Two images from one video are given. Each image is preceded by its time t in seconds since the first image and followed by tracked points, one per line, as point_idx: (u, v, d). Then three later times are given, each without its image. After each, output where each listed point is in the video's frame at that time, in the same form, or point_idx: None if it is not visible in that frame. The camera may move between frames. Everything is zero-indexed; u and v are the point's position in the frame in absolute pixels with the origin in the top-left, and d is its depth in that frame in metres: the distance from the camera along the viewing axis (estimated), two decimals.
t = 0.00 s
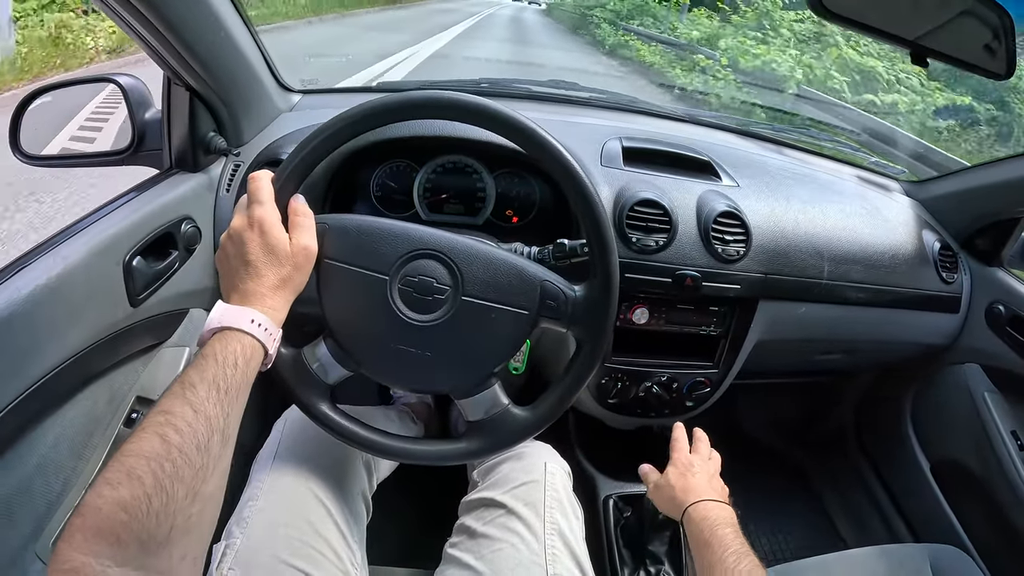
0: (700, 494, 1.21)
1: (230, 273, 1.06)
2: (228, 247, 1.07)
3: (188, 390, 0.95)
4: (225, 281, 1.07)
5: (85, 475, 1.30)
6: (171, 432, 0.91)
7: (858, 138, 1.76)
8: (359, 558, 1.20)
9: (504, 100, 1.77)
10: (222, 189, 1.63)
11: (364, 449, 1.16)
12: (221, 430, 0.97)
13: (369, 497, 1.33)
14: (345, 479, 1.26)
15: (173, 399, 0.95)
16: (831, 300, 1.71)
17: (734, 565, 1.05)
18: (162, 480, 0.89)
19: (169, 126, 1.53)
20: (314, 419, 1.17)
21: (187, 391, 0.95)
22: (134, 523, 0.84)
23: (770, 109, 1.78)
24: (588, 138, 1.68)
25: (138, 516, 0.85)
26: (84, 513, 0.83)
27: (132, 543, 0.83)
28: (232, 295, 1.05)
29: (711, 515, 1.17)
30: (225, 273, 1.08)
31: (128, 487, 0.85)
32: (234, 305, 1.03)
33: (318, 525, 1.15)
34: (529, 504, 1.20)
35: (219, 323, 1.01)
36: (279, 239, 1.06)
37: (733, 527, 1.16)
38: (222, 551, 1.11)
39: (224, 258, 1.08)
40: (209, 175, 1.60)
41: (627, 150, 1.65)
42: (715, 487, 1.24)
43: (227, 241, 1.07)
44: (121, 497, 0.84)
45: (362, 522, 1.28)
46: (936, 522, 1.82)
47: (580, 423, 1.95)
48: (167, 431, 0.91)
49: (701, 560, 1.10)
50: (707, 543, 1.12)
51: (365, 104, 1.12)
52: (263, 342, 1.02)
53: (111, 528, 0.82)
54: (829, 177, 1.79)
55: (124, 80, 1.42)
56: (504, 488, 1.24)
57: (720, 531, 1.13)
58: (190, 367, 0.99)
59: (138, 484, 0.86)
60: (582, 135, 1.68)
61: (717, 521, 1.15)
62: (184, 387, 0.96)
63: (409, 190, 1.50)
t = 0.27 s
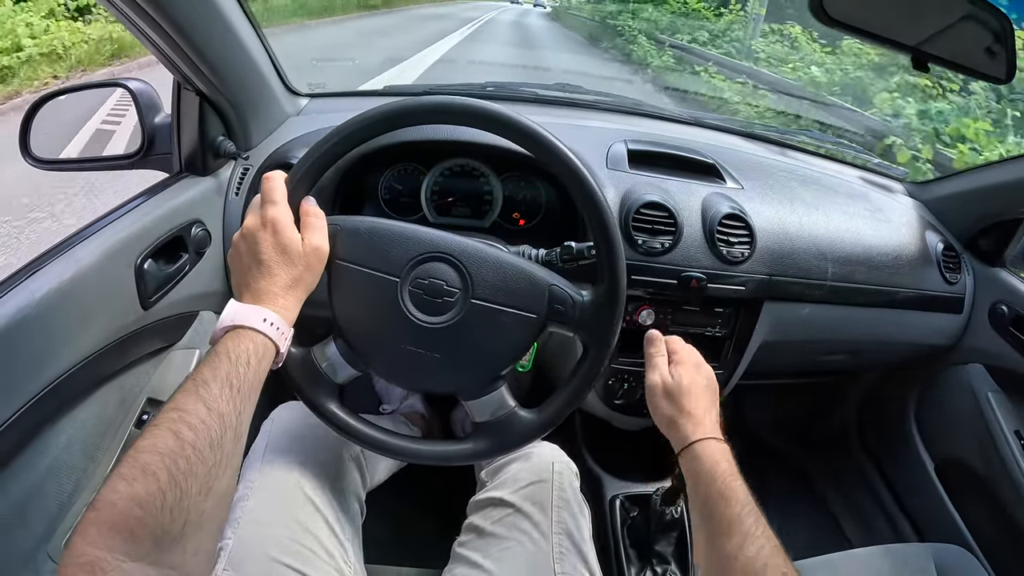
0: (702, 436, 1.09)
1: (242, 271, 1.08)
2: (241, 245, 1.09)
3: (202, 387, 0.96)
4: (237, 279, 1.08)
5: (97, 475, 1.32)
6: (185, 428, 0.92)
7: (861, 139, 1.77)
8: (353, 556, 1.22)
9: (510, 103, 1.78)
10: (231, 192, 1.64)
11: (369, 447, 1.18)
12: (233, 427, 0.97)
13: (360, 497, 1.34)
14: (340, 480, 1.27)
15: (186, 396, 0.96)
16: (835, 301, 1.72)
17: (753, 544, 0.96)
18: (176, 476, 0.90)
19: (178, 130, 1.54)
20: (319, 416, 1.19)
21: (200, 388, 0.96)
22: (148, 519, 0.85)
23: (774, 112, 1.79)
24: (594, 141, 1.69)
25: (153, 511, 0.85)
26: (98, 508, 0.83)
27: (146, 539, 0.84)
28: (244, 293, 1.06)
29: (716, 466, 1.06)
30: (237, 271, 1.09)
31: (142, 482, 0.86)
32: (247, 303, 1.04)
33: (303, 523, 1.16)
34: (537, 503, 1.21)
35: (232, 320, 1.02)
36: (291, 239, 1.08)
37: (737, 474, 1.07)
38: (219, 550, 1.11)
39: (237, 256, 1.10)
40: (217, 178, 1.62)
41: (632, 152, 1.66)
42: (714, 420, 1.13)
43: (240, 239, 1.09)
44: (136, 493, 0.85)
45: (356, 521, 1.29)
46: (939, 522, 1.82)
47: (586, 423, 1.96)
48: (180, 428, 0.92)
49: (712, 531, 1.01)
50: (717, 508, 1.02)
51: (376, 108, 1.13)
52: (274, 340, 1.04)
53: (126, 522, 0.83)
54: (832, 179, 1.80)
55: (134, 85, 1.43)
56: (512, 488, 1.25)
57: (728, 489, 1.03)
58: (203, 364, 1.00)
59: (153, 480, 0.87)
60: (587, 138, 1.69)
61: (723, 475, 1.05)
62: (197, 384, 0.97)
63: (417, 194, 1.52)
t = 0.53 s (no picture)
0: (632, 347, 1.05)
1: (246, 267, 1.09)
2: (245, 241, 1.10)
3: (205, 383, 0.96)
4: (241, 275, 1.09)
5: (99, 474, 1.32)
6: (189, 423, 0.91)
7: (864, 139, 1.76)
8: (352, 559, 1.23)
9: (513, 103, 1.79)
10: (234, 192, 1.64)
11: (370, 445, 1.18)
12: (238, 423, 0.96)
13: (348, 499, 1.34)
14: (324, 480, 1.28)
15: (189, 391, 0.95)
16: (838, 301, 1.72)
17: (688, 462, 0.92)
18: (180, 471, 0.88)
19: (182, 131, 1.55)
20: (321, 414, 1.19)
21: (204, 383, 0.95)
22: (152, 513, 0.83)
23: (776, 112, 1.79)
24: (596, 141, 1.69)
25: (157, 506, 0.84)
26: (101, 503, 0.81)
27: (148, 531, 0.82)
28: (247, 290, 1.07)
29: (647, 380, 1.02)
30: (241, 267, 1.10)
31: (146, 476, 0.85)
32: (250, 300, 1.05)
33: (307, 527, 1.17)
34: (541, 502, 1.22)
35: (236, 316, 1.03)
36: (296, 237, 1.09)
37: (667, 385, 1.03)
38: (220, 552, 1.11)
39: (241, 252, 1.11)
40: (221, 178, 1.63)
41: (634, 153, 1.66)
42: (647, 331, 1.08)
43: (244, 236, 1.10)
44: (139, 487, 0.83)
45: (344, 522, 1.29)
46: (943, 522, 1.82)
47: (589, 423, 1.96)
48: (184, 423, 0.91)
49: (645, 450, 0.96)
50: (651, 426, 0.98)
51: (378, 108, 1.13)
52: (278, 337, 1.04)
53: (128, 517, 0.81)
54: (835, 179, 1.80)
55: (137, 85, 1.43)
56: (518, 486, 1.26)
57: (661, 404, 0.99)
58: (206, 360, 1.00)
59: (157, 474, 0.85)
60: (589, 138, 1.70)
61: (656, 389, 1.01)
62: (201, 379, 0.96)
63: (420, 194, 1.52)
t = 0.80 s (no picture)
0: (626, 359, 1.05)
1: (257, 261, 1.10)
2: (257, 235, 1.11)
3: (220, 371, 0.98)
4: (251, 269, 1.11)
5: (109, 472, 1.34)
6: (204, 410, 0.93)
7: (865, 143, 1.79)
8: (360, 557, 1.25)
9: (517, 107, 1.81)
10: (243, 195, 1.68)
11: (373, 441, 1.19)
12: (251, 412, 0.98)
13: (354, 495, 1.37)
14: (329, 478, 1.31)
15: (203, 380, 0.97)
16: (839, 303, 1.74)
17: (679, 472, 0.93)
18: (196, 457, 0.90)
19: (192, 133, 1.57)
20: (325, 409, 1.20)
21: (218, 371, 0.98)
22: (168, 499, 0.85)
23: (778, 116, 1.81)
24: (600, 145, 1.71)
25: (173, 492, 0.86)
26: (119, 488, 0.83)
27: (164, 517, 0.83)
28: (257, 282, 1.08)
29: (641, 392, 1.02)
30: (251, 262, 1.12)
31: (163, 463, 0.87)
32: (261, 292, 1.07)
33: (316, 525, 1.19)
34: (546, 499, 1.24)
35: (247, 308, 1.05)
36: (308, 233, 1.11)
37: (662, 397, 1.04)
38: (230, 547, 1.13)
39: (253, 245, 1.12)
40: (230, 181, 1.66)
41: (637, 156, 1.68)
42: (644, 345, 1.09)
43: (257, 229, 1.11)
44: (156, 472, 0.85)
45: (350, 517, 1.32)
46: (944, 523, 1.83)
47: (593, 424, 1.96)
48: (199, 410, 0.93)
49: (638, 461, 0.97)
50: (643, 436, 0.98)
51: (389, 112, 1.15)
52: (288, 328, 1.06)
53: (145, 502, 0.83)
54: (835, 183, 1.82)
55: (147, 88, 1.44)
56: (521, 484, 1.29)
57: (654, 415, 1.00)
58: (219, 350, 1.02)
59: (173, 460, 0.87)
60: (593, 141, 1.72)
61: (650, 400, 1.01)
62: (215, 368, 0.99)
63: (425, 197, 1.55)
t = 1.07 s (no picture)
0: (629, 364, 1.04)
1: (260, 254, 1.10)
2: (262, 227, 1.11)
3: (220, 365, 0.97)
4: (254, 263, 1.10)
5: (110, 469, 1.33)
6: (204, 404, 0.92)
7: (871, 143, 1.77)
8: (360, 557, 1.24)
9: (523, 107, 1.81)
10: (246, 193, 1.68)
11: (373, 438, 1.18)
12: (251, 408, 0.98)
13: (354, 494, 1.36)
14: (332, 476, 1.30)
15: (204, 373, 0.97)
16: (843, 303, 1.73)
17: (682, 478, 0.92)
18: (195, 452, 0.89)
19: (195, 129, 1.57)
20: (325, 405, 1.20)
21: (218, 365, 0.97)
22: (167, 494, 0.84)
23: (783, 116, 1.80)
24: (604, 144, 1.70)
25: (172, 487, 0.85)
26: (117, 482, 0.82)
27: (162, 513, 0.83)
28: (260, 276, 1.08)
29: (644, 397, 1.01)
30: (255, 256, 1.11)
31: (162, 457, 0.86)
32: (263, 287, 1.06)
33: (317, 525, 1.19)
34: (548, 500, 1.23)
35: (248, 301, 1.05)
36: (312, 227, 1.10)
37: (664, 402, 1.03)
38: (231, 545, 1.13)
39: (257, 238, 1.12)
40: (233, 178, 1.66)
41: (642, 155, 1.67)
42: (646, 350, 1.08)
43: (261, 222, 1.11)
44: (155, 467, 0.84)
45: (351, 516, 1.31)
46: (948, 526, 1.82)
47: (597, 425, 1.94)
48: (199, 404, 0.92)
49: (640, 467, 0.96)
50: (646, 442, 0.97)
51: (392, 109, 1.15)
52: (290, 322, 1.05)
53: (143, 497, 0.82)
54: (841, 183, 1.81)
55: (150, 85, 1.43)
56: (523, 484, 1.28)
57: (657, 420, 0.99)
58: (219, 344, 1.01)
59: (173, 454, 0.87)
60: (598, 140, 1.71)
61: (653, 405, 1.00)
62: (216, 361, 0.98)
63: (429, 194, 1.54)
